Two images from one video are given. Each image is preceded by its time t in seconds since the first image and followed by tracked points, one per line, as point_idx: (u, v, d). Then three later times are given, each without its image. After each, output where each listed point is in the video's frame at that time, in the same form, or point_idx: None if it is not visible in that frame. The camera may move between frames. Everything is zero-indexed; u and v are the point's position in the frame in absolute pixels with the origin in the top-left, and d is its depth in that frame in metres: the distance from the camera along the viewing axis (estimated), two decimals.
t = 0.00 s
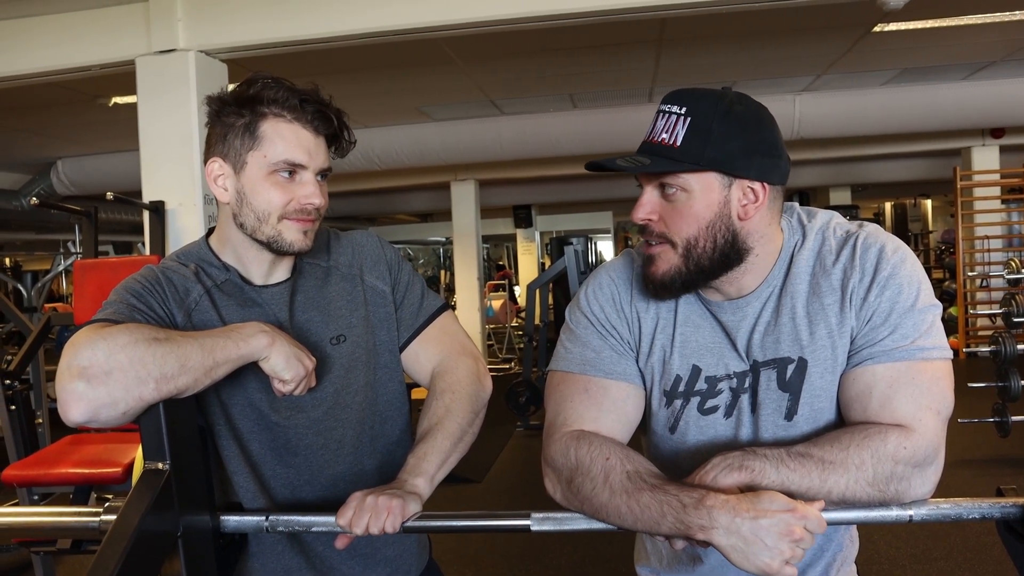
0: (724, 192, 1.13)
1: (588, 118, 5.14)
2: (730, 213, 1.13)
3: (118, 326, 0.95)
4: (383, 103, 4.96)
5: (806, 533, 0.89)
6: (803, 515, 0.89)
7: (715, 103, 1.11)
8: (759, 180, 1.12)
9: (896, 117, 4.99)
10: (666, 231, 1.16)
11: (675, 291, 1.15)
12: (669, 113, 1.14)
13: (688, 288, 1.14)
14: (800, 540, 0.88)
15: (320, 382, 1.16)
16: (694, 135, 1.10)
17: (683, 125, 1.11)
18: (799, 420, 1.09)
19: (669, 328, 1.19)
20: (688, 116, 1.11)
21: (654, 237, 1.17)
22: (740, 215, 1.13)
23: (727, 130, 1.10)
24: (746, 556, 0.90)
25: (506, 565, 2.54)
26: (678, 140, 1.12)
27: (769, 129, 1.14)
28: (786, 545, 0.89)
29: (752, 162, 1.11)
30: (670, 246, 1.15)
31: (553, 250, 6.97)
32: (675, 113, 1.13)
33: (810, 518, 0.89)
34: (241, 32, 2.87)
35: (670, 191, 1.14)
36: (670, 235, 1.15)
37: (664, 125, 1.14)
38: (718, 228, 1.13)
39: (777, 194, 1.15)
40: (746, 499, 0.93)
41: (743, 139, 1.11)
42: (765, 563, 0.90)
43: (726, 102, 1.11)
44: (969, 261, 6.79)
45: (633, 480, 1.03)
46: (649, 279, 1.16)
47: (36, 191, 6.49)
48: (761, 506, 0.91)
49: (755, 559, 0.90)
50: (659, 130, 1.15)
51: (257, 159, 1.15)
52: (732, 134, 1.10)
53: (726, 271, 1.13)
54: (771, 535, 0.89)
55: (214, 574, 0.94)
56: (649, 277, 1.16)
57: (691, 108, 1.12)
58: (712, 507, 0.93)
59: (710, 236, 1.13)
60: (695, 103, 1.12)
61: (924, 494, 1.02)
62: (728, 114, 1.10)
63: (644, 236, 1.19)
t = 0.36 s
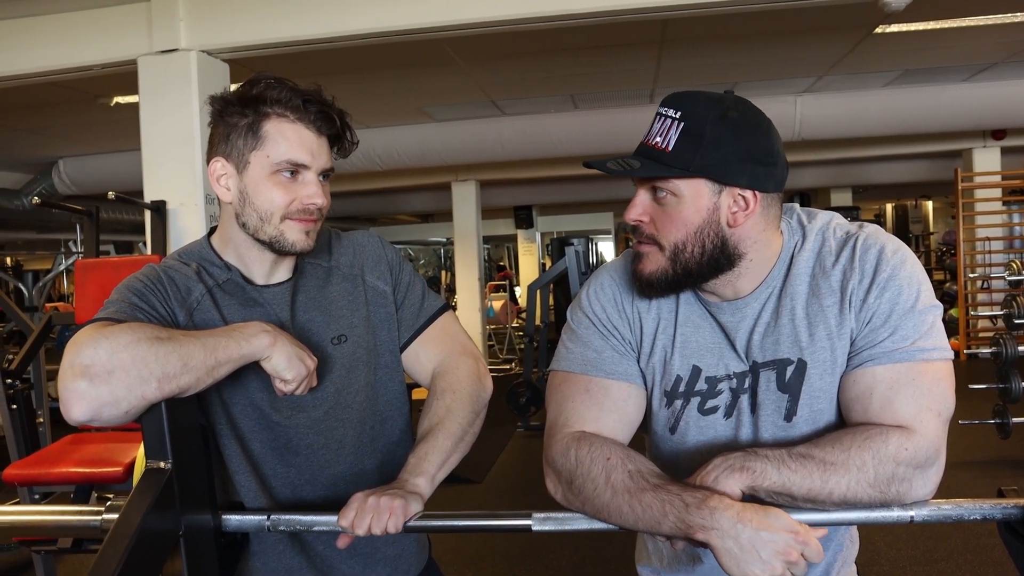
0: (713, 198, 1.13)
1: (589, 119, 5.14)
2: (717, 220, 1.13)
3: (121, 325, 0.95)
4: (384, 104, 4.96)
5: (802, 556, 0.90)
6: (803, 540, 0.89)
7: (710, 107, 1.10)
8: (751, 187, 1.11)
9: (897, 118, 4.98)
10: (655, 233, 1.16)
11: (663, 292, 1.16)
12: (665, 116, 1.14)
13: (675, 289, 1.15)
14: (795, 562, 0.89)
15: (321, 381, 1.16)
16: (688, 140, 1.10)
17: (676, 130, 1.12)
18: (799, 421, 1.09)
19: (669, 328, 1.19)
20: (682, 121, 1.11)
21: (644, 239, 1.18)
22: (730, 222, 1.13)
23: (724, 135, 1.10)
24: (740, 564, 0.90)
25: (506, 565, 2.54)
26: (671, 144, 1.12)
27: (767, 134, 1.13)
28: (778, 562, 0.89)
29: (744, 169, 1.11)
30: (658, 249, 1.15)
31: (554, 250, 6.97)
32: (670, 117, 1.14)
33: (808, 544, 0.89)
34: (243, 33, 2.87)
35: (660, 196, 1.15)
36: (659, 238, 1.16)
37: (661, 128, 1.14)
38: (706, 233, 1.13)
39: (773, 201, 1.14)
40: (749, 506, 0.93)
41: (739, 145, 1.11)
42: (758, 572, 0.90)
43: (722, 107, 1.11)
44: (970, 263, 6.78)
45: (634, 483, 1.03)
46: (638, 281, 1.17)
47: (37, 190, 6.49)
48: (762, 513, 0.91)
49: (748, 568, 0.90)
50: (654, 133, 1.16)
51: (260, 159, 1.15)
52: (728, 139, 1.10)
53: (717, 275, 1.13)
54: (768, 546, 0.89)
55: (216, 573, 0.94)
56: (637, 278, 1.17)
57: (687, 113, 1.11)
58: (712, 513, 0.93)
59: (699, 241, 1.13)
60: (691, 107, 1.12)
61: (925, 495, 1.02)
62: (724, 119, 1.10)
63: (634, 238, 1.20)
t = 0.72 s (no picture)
0: (714, 199, 1.13)
1: (590, 118, 5.14)
2: (718, 220, 1.13)
3: (122, 322, 0.95)
4: (386, 102, 4.96)
5: (804, 556, 0.89)
6: (804, 539, 0.88)
7: (711, 108, 1.10)
8: (751, 189, 1.11)
9: (899, 119, 4.98)
10: (656, 233, 1.16)
11: (664, 291, 1.16)
12: (665, 117, 1.14)
13: (675, 289, 1.15)
14: (796, 561, 0.88)
15: (322, 379, 1.16)
16: (688, 141, 1.10)
17: (678, 131, 1.12)
18: (798, 421, 1.09)
19: (670, 328, 1.19)
20: (683, 122, 1.11)
21: (644, 240, 1.18)
22: (730, 223, 1.12)
23: (724, 134, 1.09)
24: (739, 563, 0.90)
25: (506, 564, 2.54)
26: (671, 145, 1.12)
27: (768, 135, 1.12)
28: (780, 561, 0.89)
29: (745, 170, 1.10)
30: (659, 249, 1.15)
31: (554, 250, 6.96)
32: (671, 117, 1.14)
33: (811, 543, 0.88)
34: (245, 30, 2.87)
35: (660, 196, 1.15)
36: (660, 238, 1.15)
37: (661, 128, 1.14)
38: (708, 233, 1.13)
39: (773, 202, 1.14)
40: (751, 507, 0.92)
41: (739, 146, 1.10)
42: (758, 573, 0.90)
43: (723, 108, 1.10)
44: (971, 263, 6.78)
45: (635, 483, 1.03)
46: (639, 280, 1.17)
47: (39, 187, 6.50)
48: (762, 513, 0.91)
49: (749, 568, 0.90)
50: (655, 133, 1.15)
51: (247, 144, 1.17)
52: (728, 139, 1.10)
53: (717, 275, 1.13)
54: (768, 546, 0.89)
55: (215, 570, 0.94)
56: (638, 278, 1.17)
57: (686, 114, 1.11)
58: (712, 513, 0.93)
59: (699, 241, 1.13)
60: (691, 108, 1.11)
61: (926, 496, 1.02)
62: (725, 119, 1.09)
63: (635, 239, 1.20)
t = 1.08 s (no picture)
0: (720, 199, 1.12)
1: (591, 118, 5.14)
2: (723, 219, 1.13)
3: (123, 323, 0.95)
4: (386, 102, 4.96)
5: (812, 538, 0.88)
6: (808, 521, 0.87)
7: (715, 107, 1.10)
8: (756, 188, 1.11)
9: (900, 118, 4.97)
10: (662, 231, 1.16)
11: (668, 288, 1.16)
12: (670, 116, 1.14)
13: (678, 287, 1.15)
14: (803, 544, 0.87)
15: (326, 378, 1.16)
16: (693, 140, 1.10)
17: (682, 130, 1.12)
18: (801, 420, 1.09)
19: (673, 327, 1.19)
20: (687, 121, 1.11)
21: (650, 237, 1.18)
22: (735, 222, 1.12)
23: (729, 131, 1.09)
24: (747, 556, 0.90)
25: (507, 564, 2.54)
26: (676, 144, 1.12)
27: (770, 135, 1.12)
28: (788, 549, 0.88)
29: (748, 170, 1.10)
30: (665, 246, 1.16)
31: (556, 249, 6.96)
32: (676, 117, 1.14)
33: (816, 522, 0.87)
34: (246, 30, 2.87)
35: (665, 195, 1.14)
36: (665, 235, 1.16)
37: (665, 128, 1.14)
38: (713, 232, 1.13)
39: (777, 201, 1.14)
40: (752, 501, 0.92)
41: (742, 145, 1.10)
42: (769, 566, 0.89)
43: (727, 107, 1.10)
44: (973, 263, 6.77)
45: (638, 482, 1.03)
46: (643, 277, 1.17)
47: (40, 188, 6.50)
48: (766, 508, 0.90)
49: (758, 560, 0.89)
50: (660, 132, 1.16)
51: (273, 138, 1.17)
52: (732, 139, 1.10)
53: (720, 274, 1.13)
54: (774, 537, 0.89)
55: (219, 570, 0.94)
56: (643, 275, 1.17)
57: (691, 112, 1.11)
58: (716, 511, 0.93)
59: (703, 239, 1.13)
60: (695, 107, 1.11)
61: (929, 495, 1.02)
62: (729, 119, 1.09)
63: (641, 237, 1.20)
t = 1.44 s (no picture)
0: (722, 197, 1.12)
1: (593, 118, 5.14)
2: (725, 217, 1.12)
3: (125, 320, 0.95)
4: (389, 100, 4.96)
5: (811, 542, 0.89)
6: (809, 525, 0.88)
7: (718, 107, 1.10)
8: (758, 188, 1.11)
9: (903, 119, 4.97)
10: (665, 228, 1.16)
11: (670, 287, 1.15)
12: (672, 116, 1.14)
13: (680, 286, 1.15)
14: (803, 548, 0.88)
15: (327, 377, 1.16)
16: (694, 140, 1.10)
17: (684, 129, 1.11)
18: (802, 421, 1.09)
19: (675, 327, 1.19)
20: (690, 121, 1.11)
21: (653, 235, 1.18)
22: (737, 222, 1.12)
23: (731, 132, 1.09)
24: (747, 558, 0.90)
25: (507, 563, 2.54)
26: (678, 143, 1.12)
27: (773, 136, 1.12)
28: (788, 552, 0.89)
29: (750, 170, 1.10)
30: (667, 244, 1.15)
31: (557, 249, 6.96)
32: (678, 116, 1.13)
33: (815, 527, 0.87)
34: (249, 29, 2.87)
35: (667, 193, 1.14)
36: (667, 234, 1.16)
37: (668, 127, 1.14)
38: (716, 229, 1.13)
39: (779, 201, 1.14)
40: (752, 502, 0.92)
41: (743, 145, 1.10)
42: (768, 568, 0.89)
43: (730, 107, 1.10)
44: (975, 264, 6.76)
45: (639, 482, 1.03)
46: (645, 275, 1.17)
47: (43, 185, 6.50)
48: (766, 509, 0.91)
49: (758, 562, 0.90)
50: (662, 131, 1.15)
51: (267, 141, 1.17)
52: (733, 139, 1.10)
53: (722, 274, 1.13)
54: (774, 540, 0.89)
55: (219, 568, 0.94)
56: (645, 273, 1.17)
57: (693, 112, 1.11)
58: (717, 511, 0.93)
59: (705, 238, 1.13)
60: (698, 107, 1.11)
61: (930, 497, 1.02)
62: (731, 119, 1.09)
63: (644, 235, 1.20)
